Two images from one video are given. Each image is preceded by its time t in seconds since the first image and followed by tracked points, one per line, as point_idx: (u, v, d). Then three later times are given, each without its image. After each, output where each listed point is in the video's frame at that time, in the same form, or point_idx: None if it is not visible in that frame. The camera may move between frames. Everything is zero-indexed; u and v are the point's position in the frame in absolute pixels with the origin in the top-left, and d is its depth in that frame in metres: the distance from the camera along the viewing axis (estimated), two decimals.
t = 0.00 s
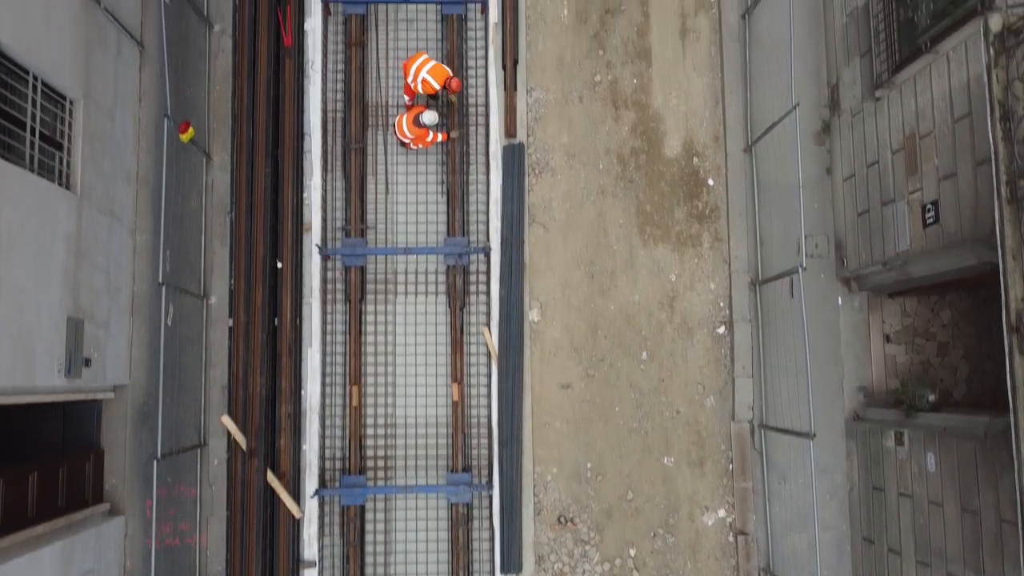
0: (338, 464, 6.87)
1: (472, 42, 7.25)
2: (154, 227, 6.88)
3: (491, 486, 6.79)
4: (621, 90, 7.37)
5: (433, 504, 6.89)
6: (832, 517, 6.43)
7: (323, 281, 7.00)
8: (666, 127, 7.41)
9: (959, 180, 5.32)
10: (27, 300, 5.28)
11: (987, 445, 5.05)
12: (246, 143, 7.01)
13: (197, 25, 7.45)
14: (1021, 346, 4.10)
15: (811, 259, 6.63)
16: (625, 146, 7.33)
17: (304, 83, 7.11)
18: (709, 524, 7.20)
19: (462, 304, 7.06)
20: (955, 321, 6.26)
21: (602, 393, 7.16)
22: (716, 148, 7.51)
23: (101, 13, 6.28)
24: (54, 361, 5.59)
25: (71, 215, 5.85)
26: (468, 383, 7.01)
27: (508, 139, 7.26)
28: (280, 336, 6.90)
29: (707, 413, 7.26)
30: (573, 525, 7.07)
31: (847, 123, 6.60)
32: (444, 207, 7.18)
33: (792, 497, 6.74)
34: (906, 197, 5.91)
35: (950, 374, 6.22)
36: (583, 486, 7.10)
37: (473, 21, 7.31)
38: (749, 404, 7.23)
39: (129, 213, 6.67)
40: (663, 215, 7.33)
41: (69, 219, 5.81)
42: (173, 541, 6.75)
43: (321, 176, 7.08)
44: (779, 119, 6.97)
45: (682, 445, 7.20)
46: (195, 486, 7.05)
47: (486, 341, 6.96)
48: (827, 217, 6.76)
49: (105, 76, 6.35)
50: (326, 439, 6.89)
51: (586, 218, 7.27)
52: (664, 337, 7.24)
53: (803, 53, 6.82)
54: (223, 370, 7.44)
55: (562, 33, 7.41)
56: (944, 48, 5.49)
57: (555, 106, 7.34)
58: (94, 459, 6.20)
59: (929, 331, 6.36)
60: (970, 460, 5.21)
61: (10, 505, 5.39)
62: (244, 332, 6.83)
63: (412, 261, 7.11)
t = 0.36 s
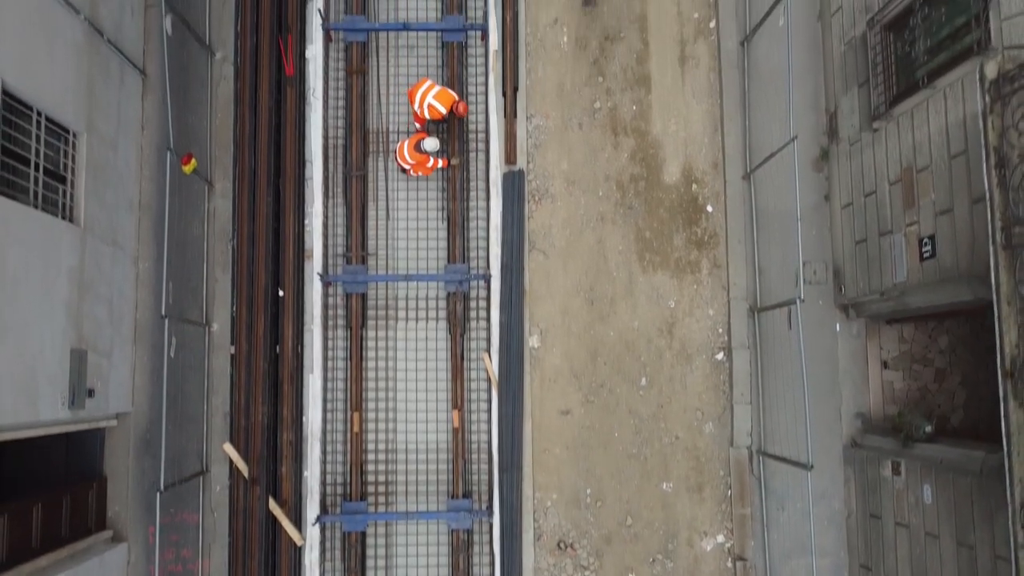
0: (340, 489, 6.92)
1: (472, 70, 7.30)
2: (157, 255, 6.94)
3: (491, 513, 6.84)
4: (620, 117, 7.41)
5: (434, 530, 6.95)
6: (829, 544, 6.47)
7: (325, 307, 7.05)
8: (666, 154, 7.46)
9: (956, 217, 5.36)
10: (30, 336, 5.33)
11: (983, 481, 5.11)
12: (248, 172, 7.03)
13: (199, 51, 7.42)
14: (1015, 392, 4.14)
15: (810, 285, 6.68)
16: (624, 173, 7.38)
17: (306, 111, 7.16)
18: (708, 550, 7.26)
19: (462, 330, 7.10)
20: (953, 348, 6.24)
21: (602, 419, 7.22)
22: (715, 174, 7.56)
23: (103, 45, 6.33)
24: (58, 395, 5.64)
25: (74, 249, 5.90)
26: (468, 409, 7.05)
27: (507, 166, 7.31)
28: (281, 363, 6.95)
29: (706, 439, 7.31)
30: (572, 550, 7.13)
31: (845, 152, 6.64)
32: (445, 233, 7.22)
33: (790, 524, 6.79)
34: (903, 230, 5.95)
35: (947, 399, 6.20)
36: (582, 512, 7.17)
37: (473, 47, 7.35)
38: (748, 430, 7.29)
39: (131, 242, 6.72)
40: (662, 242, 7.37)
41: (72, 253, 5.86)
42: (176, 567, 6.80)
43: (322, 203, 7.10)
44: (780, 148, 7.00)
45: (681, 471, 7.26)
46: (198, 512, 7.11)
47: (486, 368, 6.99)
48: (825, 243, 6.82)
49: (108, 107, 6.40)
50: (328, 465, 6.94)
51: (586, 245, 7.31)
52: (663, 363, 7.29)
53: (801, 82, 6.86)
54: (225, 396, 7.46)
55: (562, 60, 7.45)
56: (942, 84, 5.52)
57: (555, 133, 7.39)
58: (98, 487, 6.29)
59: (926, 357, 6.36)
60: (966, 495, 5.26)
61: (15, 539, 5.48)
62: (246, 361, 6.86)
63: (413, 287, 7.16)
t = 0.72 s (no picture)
0: (342, 511, 7.01)
1: (473, 96, 7.41)
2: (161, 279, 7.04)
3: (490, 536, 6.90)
4: (619, 142, 7.50)
5: (435, 551, 7.04)
6: (825, 567, 6.56)
7: (327, 330, 7.12)
8: (664, 178, 7.55)
9: (948, 250, 5.45)
10: (38, 367, 5.42)
11: (975, 513, 5.20)
12: (252, 199, 7.15)
13: (201, 77, 7.44)
14: (1004, 430, 4.24)
15: (806, 309, 6.77)
16: (623, 197, 7.47)
17: (308, 136, 7.25)
18: (705, 571, 7.35)
19: (463, 353, 7.18)
20: (947, 371, 6.31)
21: (600, 441, 7.32)
22: (713, 198, 7.64)
23: (108, 75, 6.43)
24: (64, 424, 5.72)
25: (80, 279, 5.99)
26: (469, 431, 7.14)
27: (507, 191, 7.38)
28: (284, 386, 7.04)
29: (704, 461, 7.40)
30: (572, 571, 7.24)
31: (840, 179, 6.76)
32: (446, 258, 7.31)
33: (786, 546, 6.86)
34: (898, 259, 6.04)
35: (942, 422, 6.30)
36: (581, 533, 7.27)
37: (473, 73, 7.45)
38: (745, 452, 7.39)
39: (135, 267, 6.80)
40: (660, 265, 7.47)
41: (78, 283, 5.95)
42: None
43: (324, 227, 7.18)
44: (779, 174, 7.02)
45: (679, 493, 7.35)
46: (202, 535, 7.09)
47: (486, 391, 7.07)
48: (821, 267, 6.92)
49: (112, 136, 6.49)
50: (330, 487, 7.02)
51: (585, 269, 7.40)
52: (661, 386, 7.38)
53: (798, 109, 6.95)
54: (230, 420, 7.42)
55: (562, 85, 7.55)
56: (935, 118, 5.60)
57: (554, 159, 7.48)
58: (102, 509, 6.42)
59: (921, 381, 6.41)
60: (958, 523, 5.33)
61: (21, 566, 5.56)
62: (249, 383, 6.98)
63: (414, 311, 7.24)
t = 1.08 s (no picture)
0: (344, 534, 7.12)
1: (473, 123, 7.54)
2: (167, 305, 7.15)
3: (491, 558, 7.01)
4: (617, 169, 7.61)
5: (436, 573, 7.15)
6: None
7: (329, 355, 7.23)
8: (662, 205, 7.66)
9: (940, 284, 5.55)
10: (47, 400, 5.52)
11: (966, 544, 5.30)
12: (255, 228, 7.23)
13: (201, 105, 7.48)
14: (992, 470, 4.34)
15: (801, 333, 6.91)
16: (621, 224, 7.58)
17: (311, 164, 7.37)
18: None
19: (464, 377, 7.29)
20: (940, 395, 6.34)
21: (599, 465, 7.43)
22: (710, 224, 7.75)
23: (115, 107, 6.53)
24: (72, 454, 5.82)
25: (87, 310, 6.09)
26: (470, 455, 7.25)
27: (507, 219, 7.48)
28: (287, 412, 7.15)
29: (701, 484, 7.51)
30: None
31: (835, 207, 6.86)
32: (446, 284, 7.42)
33: (781, 569, 6.97)
34: (891, 290, 6.13)
35: (935, 447, 6.35)
36: (580, 555, 7.38)
37: (473, 100, 7.58)
38: (741, 476, 7.50)
39: (141, 294, 6.92)
40: (658, 291, 7.57)
41: (85, 314, 6.05)
42: None
43: (327, 254, 7.25)
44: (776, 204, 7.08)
45: (676, 515, 7.46)
46: (206, 557, 7.22)
47: (487, 415, 7.18)
48: (817, 292, 7.01)
49: (119, 167, 6.60)
50: (332, 511, 7.12)
51: (583, 295, 7.51)
52: (659, 410, 7.49)
53: (793, 138, 7.08)
54: (233, 446, 7.54)
55: (560, 113, 7.66)
56: (927, 154, 5.70)
57: (553, 185, 7.59)
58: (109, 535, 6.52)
59: (914, 406, 6.46)
60: (949, 553, 5.44)
61: None
62: (253, 410, 7.04)
63: (415, 336, 7.35)
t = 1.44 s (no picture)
0: (346, 556, 7.22)
1: (473, 149, 7.62)
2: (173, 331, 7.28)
3: None
4: (615, 195, 7.74)
5: None
6: None
7: (332, 380, 7.32)
8: (660, 231, 7.78)
9: (931, 316, 5.68)
10: (57, 431, 5.63)
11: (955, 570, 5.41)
12: (260, 255, 7.37)
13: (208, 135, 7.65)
14: (979, 507, 4.47)
15: (796, 358, 7.04)
16: (620, 250, 7.71)
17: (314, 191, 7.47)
18: None
19: (464, 401, 7.41)
20: (934, 419, 6.49)
21: (597, 488, 7.56)
22: (707, 250, 7.88)
23: (122, 138, 6.64)
24: (81, 482, 5.93)
25: (96, 339, 6.20)
26: (470, 478, 7.36)
27: (507, 245, 7.60)
28: (291, 436, 7.26)
29: (698, 506, 7.64)
30: None
31: (830, 236, 6.93)
32: (447, 309, 7.53)
33: None
34: (884, 319, 6.23)
35: (929, 470, 6.50)
36: None
37: (473, 127, 7.69)
38: (738, 498, 7.62)
39: (148, 320, 7.03)
40: (655, 315, 7.70)
41: (94, 343, 6.16)
42: None
43: (329, 279, 7.39)
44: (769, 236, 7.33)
45: (674, 537, 7.59)
46: None
47: (487, 439, 7.29)
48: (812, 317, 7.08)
49: (126, 197, 6.71)
50: (335, 533, 7.24)
51: (582, 320, 7.64)
52: (657, 433, 7.62)
53: (789, 166, 7.21)
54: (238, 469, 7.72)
55: (560, 140, 7.79)
56: (919, 189, 5.82)
57: (553, 212, 7.72)
58: (116, 558, 6.52)
59: (908, 430, 6.58)
60: None
61: None
62: (258, 435, 7.22)
63: (417, 361, 7.47)
